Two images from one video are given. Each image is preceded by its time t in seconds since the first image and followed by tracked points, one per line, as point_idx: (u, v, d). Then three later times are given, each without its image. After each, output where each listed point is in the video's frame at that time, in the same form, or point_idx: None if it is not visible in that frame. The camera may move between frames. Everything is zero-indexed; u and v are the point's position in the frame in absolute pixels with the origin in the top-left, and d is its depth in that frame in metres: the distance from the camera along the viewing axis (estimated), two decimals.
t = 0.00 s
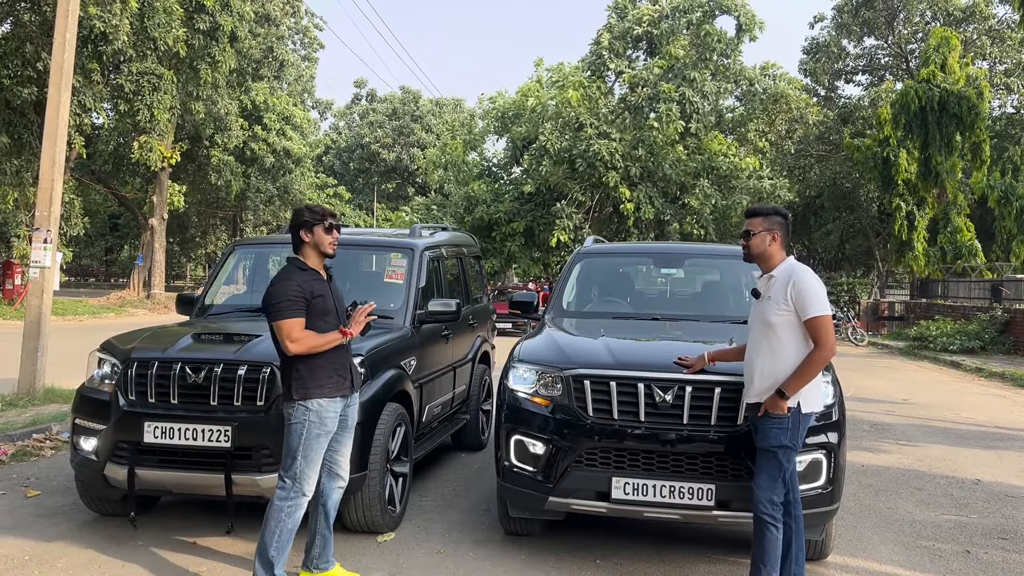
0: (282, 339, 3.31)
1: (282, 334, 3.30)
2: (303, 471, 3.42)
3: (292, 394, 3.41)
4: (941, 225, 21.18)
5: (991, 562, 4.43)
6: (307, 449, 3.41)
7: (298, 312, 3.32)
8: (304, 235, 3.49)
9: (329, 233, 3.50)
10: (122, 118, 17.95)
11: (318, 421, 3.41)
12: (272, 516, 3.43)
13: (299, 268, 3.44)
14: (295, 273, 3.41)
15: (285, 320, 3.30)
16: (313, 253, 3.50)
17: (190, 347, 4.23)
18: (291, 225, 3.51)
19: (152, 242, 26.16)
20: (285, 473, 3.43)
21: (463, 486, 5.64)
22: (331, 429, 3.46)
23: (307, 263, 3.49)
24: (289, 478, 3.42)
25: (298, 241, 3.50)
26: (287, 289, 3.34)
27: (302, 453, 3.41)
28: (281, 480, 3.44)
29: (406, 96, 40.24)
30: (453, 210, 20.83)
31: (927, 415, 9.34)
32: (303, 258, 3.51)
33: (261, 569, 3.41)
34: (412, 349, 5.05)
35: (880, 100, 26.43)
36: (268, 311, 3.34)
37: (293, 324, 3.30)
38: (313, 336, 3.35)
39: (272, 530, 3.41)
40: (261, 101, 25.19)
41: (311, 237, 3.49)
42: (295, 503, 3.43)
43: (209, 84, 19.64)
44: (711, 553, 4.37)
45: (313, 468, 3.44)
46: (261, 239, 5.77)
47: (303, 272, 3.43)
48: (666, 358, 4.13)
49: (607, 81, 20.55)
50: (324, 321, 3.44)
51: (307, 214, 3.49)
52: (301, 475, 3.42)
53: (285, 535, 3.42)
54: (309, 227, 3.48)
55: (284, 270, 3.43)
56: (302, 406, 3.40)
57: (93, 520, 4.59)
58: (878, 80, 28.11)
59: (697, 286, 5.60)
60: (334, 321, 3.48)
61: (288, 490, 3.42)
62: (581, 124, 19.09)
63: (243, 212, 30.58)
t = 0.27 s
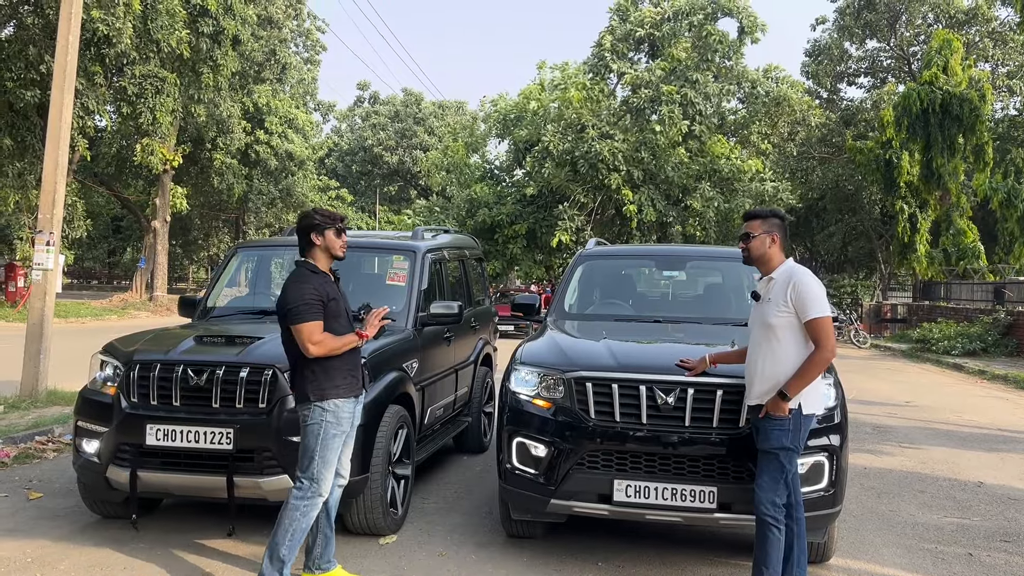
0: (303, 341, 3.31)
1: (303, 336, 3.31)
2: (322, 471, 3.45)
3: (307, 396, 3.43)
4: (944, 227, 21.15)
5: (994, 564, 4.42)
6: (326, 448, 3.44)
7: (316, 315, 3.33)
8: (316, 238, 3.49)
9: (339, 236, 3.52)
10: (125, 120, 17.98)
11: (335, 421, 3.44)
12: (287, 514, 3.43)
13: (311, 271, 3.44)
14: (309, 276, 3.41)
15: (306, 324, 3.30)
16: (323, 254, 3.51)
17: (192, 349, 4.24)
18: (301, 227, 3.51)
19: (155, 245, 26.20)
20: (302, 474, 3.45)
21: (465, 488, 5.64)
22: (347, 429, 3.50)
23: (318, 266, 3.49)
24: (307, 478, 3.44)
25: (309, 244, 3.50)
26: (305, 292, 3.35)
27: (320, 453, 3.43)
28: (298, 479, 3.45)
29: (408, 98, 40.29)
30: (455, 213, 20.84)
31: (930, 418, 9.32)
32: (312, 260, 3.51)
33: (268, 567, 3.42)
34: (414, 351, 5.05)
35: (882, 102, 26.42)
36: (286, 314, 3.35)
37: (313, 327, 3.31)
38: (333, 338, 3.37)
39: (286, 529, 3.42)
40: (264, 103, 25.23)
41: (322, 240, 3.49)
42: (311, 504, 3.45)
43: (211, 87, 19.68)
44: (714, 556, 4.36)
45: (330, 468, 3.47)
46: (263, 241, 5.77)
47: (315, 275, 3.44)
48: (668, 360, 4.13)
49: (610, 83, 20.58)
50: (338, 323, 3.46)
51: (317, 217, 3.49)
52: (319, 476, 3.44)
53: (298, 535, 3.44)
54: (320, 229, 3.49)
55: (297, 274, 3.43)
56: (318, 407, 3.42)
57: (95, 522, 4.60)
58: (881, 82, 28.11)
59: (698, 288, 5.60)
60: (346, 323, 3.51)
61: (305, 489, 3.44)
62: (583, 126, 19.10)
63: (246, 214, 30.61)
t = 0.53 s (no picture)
0: (320, 344, 3.35)
1: (322, 340, 3.35)
2: (342, 470, 3.51)
3: (319, 398, 3.46)
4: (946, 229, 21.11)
5: (996, 567, 4.41)
6: (344, 448, 3.50)
7: (332, 319, 3.37)
8: (326, 242, 3.51)
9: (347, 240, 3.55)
10: (127, 123, 18.03)
11: (351, 421, 3.50)
12: (307, 513, 3.48)
13: (320, 275, 3.46)
14: (318, 280, 3.43)
15: (323, 328, 3.34)
16: (331, 258, 3.54)
17: (194, 352, 4.24)
18: (307, 231, 3.51)
19: (157, 247, 26.25)
20: (324, 476, 3.51)
21: (467, 491, 5.64)
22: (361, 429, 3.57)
23: (325, 269, 3.51)
24: (329, 477, 3.50)
25: (316, 248, 3.51)
26: (321, 296, 3.37)
27: (340, 454, 3.49)
28: (318, 479, 3.51)
29: (411, 101, 40.33)
30: (458, 215, 20.86)
31: (933, 420, 9.30)
32: (320, 264, 3.53)
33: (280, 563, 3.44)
34: (416, 353, 5.06)
35: (885, 104, 26.42)
36: (302, 318, 3.37)
37: (331, 330, 3.35)
38: (349, 339, 3.41)
39: (304, 527, 3.47)
40: (267, 106, 25.27)
41: (333, 244, 3.53)
42: (332, 503, 3.51)
43: (214, 90, 19.72)
44: (715, 558, 4.35)
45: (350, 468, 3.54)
46: (265, 243, 5.77)
47: (326, 279, 3.46)
48: (670, 362, 4.12)
49: (612, 85, 20.59)
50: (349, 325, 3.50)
51: (323, 220, 3.50)
52: (341, 476, 3.51)
53: (315, 534, 3.48)
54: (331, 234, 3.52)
55: (307, 277, 3.44)
56: (332, 409, 3.45)
57: (97, 524, 4.61)
58: (883, 84, 28.10)
59: (701, 290, 5.59)
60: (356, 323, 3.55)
61: (329, 488, 3.50)
62: (586, 128, 19.11)
63: (248, 217, 30.64)
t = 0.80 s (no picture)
0: (337, 346, 3.38)
1: (338, 342, 3.38)
2: (349, 471, 3.53)
3: (327, 400, 3.46)
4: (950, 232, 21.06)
5: (1000, 569, 4.40)
6: (353, 449, 3.52)
7: (345, 320, 3.40)
8: (331, 246, 3.52)
9: (348, 242, 3.56)
10: (131, 126, 18.07)
11: (358, 423, 3.52)
12: (314, 512, 3.50)
13: (325, 278, 3.47)
14: (325, 283, 3.44)
15: (337, 329, 3.36)
16: (334, 260, 3.55)
17: (197, 353, 4.25)
18: (310, 235, 3.52)
19: (160, 249, 26.29)
20: (332, 476, 3.52)
21: (470, 492, 5.63)
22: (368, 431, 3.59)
23: (329, 272, 3.52)
24: (338, 478, 3.52)
25: (317, 253, 3.52)
26: (331, 299, 3.39)
27: (347, 455, 3.51)
28: (326, 478, 3.53)
29: (414, 103, 40.37)
30: (460, 216, 20.87)
31: (936, 422, 9.29)
32: (322, 266, 3.53)
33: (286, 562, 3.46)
34: (418, 355, 5.06)
35: (888, 106, 26.41)
36: (314, 322, 3.38)
37: (345, 331, 3.38)
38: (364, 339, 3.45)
39: (311, 526, 3.48)
40: (270, 108, 25.32)
41: (337, 248, 3.54)
42: (340, 504, 3.54)
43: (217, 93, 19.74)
44: (718, 560, 4.35)
45: (357, 468, 3.56)
46: (268, 246, 5.78)
47: (330, 281, 3.47)
48: (673, 364, 4.12)
49: (614, 87, 20.60)
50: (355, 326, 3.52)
51: (324, 224, 3.50)
52: (350, 477, 3.53)
53: (322, 533, 3.50)
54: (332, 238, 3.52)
55: (311, 281, 3.45)
56: (340, 410, 3.46)
57: (100, 526, 4.61)
58: (886, 86, 28.08)
59: (703, 292, 5.59)
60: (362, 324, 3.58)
61: (338, 487, 3.52)
62: (589, 130, 19.11)
63: (251, 219, 30.68)
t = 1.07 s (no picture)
0: (342, 347, 3.38)
1: (343, 343, 3.38)
2: (348, 472, 3.52)
3: (328, 402, 3.46)
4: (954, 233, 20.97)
5: (1005, 572, 4.38)
6: (351, 451, 3.50)
7: (349, 321, 3.40)
8: (333, 249, 3.53)
9: (349, 245, 3.57)
10: (134, 128, 18.11)
11: (357, 424, 3.51)
12: (314, 515, 3.49)
13: (328, 280, 3.48)
14: (327, 284, 3.45)
15: (341, 331, 3.36)
16: (336, 262, 3.54)
17: (202, 355, 4.25)
18: (311, 238, 3.52)
19: (164, 251, 26.32)
20: (331, 478, 3.51)
21: (473, 494, 5.63)
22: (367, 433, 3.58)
23: (331, 274, 3.53)
24: (336, 479, 3.51)
25: (319, 255, 3.52)
26: (335, 300, 3.39)
27: (346, 457, 3.50)
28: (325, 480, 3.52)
29: (417, 105, 40.42)
30: (463, 218, 20.90)
31: (940, 424, 9.27)
32: (324, 269, 3.53)
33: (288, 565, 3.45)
34: (422, 357, 5.06)
35: (891, 108, 26.39)
36: (318, 324, 3.38)
37: (349, 333, 3.38)
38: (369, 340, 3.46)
39: (312, 529, 3.47)
40: (274, 110, 25.37)
41: (338, 250, 3.54)
42: (338, 506, 3.52)
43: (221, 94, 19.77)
44: (722, 562, 4.34)
45: (355, 470, 3.54)
46: (272, 248, 5.79)
47: (333, 283, 3.48)
48: (677, 366, 4.12)
49: (617, 89, 20.60)
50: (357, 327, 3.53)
51: (327, 226, 3.51)
52: (348, 479, 3.52)
53: (324, 535, 3.49)
54: (333, 241, 3.53)
55: (315, 282, 3.45)
56: (340, 412, 3.46)
57: (104, 528, 4.61)
58: (889, 87, 28.05)
59: (707, 294, 5.59)
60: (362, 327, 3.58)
61: (335, 490, 3.51)
62: (592, 131, 19.11)
63: (254, 221, 30.73)
